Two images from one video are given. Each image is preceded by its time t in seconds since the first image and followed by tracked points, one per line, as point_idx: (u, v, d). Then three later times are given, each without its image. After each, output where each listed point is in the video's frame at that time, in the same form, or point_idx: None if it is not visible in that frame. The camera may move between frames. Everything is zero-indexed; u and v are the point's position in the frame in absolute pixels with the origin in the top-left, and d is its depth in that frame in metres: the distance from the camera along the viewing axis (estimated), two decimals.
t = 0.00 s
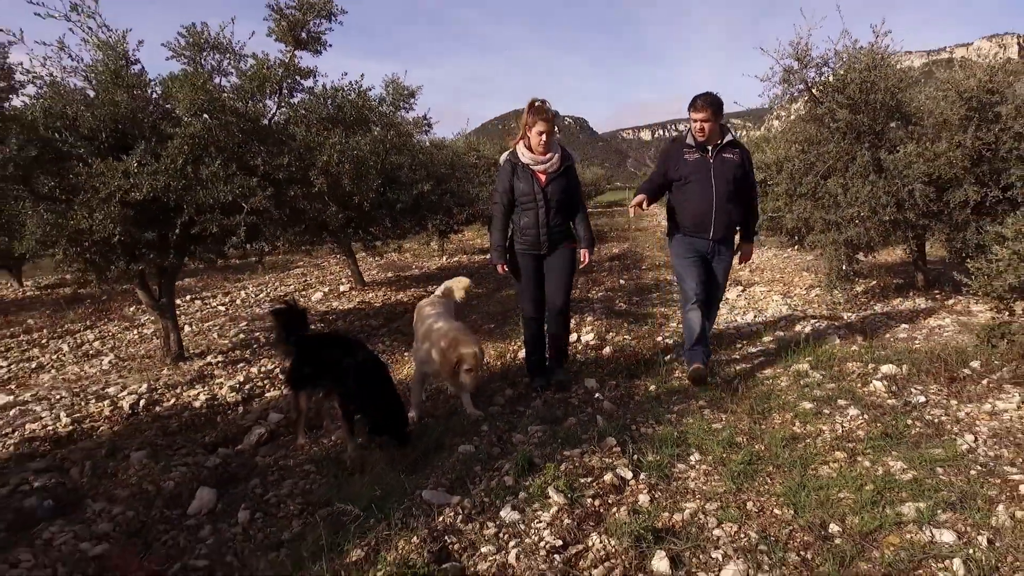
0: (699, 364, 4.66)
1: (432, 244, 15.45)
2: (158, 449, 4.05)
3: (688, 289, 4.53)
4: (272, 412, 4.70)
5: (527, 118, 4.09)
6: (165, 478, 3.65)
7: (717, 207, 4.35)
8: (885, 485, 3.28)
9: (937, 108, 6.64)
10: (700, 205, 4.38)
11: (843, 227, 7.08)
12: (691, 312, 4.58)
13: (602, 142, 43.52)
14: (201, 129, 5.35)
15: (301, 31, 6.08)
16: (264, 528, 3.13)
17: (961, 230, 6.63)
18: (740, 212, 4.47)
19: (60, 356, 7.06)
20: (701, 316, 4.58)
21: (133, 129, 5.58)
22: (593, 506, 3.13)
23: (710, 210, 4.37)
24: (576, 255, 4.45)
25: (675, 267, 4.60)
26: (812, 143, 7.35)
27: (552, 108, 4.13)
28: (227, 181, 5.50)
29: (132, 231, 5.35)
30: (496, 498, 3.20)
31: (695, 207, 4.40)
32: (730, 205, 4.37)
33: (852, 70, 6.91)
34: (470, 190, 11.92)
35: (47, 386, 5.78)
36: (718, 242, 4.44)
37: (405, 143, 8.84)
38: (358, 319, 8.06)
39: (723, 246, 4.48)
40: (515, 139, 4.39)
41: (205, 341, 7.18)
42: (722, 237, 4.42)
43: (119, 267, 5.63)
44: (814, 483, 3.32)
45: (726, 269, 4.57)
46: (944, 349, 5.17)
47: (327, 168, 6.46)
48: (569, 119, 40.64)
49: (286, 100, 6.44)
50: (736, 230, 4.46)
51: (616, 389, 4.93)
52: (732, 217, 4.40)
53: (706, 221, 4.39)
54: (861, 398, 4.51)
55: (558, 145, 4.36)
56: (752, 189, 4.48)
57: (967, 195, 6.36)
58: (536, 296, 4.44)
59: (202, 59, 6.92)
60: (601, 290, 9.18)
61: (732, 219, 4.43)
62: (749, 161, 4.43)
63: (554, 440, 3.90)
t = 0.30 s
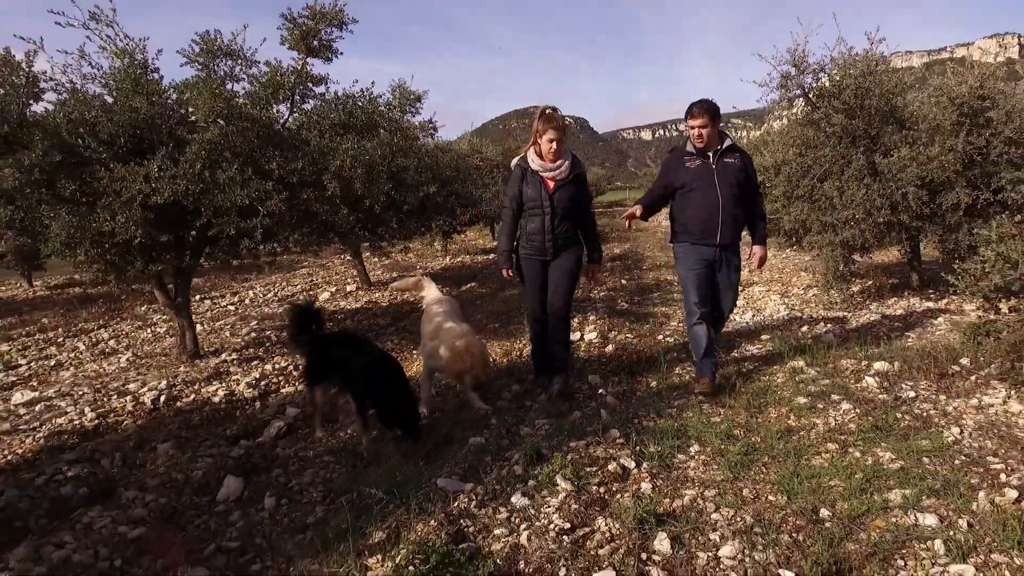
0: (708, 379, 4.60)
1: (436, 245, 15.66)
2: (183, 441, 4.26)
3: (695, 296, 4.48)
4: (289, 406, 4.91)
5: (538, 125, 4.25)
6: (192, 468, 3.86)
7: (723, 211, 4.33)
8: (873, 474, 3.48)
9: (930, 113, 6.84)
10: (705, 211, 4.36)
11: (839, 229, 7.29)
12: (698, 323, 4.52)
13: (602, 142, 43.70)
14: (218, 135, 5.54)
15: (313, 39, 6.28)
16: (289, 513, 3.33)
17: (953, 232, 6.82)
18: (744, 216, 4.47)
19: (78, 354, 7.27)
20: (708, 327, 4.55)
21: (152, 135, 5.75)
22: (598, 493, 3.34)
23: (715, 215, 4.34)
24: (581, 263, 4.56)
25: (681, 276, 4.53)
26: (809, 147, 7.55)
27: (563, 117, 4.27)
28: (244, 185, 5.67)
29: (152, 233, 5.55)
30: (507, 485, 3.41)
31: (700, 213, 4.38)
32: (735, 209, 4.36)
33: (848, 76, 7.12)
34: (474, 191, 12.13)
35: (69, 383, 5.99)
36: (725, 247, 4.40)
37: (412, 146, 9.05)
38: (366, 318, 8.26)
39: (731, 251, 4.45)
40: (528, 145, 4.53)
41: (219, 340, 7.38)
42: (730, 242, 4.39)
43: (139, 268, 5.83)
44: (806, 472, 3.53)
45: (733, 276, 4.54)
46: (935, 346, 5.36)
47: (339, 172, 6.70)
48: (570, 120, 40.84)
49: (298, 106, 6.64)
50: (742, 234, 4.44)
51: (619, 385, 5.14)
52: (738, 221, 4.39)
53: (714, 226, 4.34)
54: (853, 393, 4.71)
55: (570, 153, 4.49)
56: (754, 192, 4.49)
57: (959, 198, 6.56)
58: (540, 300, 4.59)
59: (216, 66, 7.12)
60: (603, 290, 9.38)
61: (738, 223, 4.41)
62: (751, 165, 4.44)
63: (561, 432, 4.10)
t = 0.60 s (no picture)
0: (711, 374, 4.74)
1: (440, 244, 15.85)
2: (208, 432, 4.44)
3: (700, 292, 4.55)
4: (307, 399, 5.08)
5: (556, 123, 4.28)
6: (219, 455, 4.04)
7: (729, 209, 4.39)
8: (869, 460, 3.65)
9: (926, 116, 7.01)
10: (712, 209, 4.41)
11: (838, 228, 7.47)
12: (702, 320, 4.59)
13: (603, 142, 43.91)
14: (235, 137, 5.73)
15: (326, 44, 6.45)
16: (314, 497, 3.51)
17: (949, 231, 6.99)
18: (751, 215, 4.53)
19: (95, 351, 7.45)
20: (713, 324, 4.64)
21: (171, 138, 5.98)
22: (608, 477, 3.52)
23: (722, 213, 4.40)
24: (593, 265, 4.56)
25: (687, 273, 4.61)
26: (809, 148, 7.73)
27: (582, 117, 4.27)
28: (262, 186, 5.88)
29: (172, 232, 5.73)
30: (521, 471, 3.59)
31: (706, 211, 4.43)
32: (741, 208, 4.41)
33: (847, 79, 7.30)
34: (479, 191, 12.31)
35: (90, 378, 6.17)
36: (730, 245, 4.46)
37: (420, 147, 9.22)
38: (375, 315, 8.44)
39: (737, 249, 4.49)
40: (546, 143, 4.57)
41: (233, 336, 7.56)
42: (735, 240, 4.45)
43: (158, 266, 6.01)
44: (805, 458, 3.71)
45: (745, 272, 4.46)
46: (930, 341, 5.54)
47: (353, 173, 6.88)
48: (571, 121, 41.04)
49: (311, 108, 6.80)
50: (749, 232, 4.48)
51: (625, 379, 5.32)
52: (744, 220, 4.44)
53: (719, 224, 4.40)
54: (851, 385, 4.89)
55: (587, 154, 4.48)
56: (761, 191, 4.53)
57: (954, 198, 6.73)
58: (549, 299, 4.65)
59: (230, 68, 7.29)
60: (606, 288, 9.56)
61: (744, 222, 4.47)
62: (758, 164, 4.49)
63: (570, 423, 4.28)
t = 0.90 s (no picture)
0: (712, 371, 4.94)
1: (444, 245, 16.06)
2: (232, 425, 4.64)
3: (703, 295, 4.76)
4: (325, 394, 5.29)
5: (572, 123, 4.38)
6: (245, 447, 4.24)
7: (735, 215, 4.49)
8: (865, 451, 3.85)
9: (923, 120, 7.21)
10: (717, 214, 4.54)
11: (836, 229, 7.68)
12: (707, 321, 4.83)
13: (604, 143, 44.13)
14: (253, 142, 5.93)
15: (340, 51, 6.65)
16: (340, 485, 3.72)
17: (945, 233, 7.18)
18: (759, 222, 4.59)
19: (113, 349, 7.65)
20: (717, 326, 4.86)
21: (190, 143, 6.19)
22: (617, 467, 3.72)
23: (727, 219, 4.52)
24: (604, 265, 4.68)
25: (693, 276, 4.79)
26: (808, 151, 7.94)
27: (596, 116, 4.37)
28: (279, 189, 6.10)
29: (193, 233, 5.93)
30: (535, 461, 3.79)
31: (712, 216, 4.56)
32: (747, 215, 4.49)
33: (845, 85, 7.51)
34: (484, 192, 12.51)
35: (112, 375, 6.37)
36: (733, 251, 4.58)
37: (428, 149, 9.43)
38: (385, 315, 8.64)
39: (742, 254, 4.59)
40: (562, 142, 4.68)
41: (247, 335, 7.76)
42: (740, 246, 4.55)
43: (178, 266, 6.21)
44: (804, 449, 3.91)
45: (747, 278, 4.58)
46: (925, 340, 5.73)
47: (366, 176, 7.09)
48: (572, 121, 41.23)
49: (325, 114, 7.00)
50: (755, 237, 4.56)
51: (631, 375, 5.52)
52: (750, 225, 4.52)
53: (723, 230, 4.52)
54: (849, 381, 5.09)
55: (602, 153, 4.58)
56: (772, 198, 4.58)
57: (950, 200, 6.92)
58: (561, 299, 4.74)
59: (244, 74, 7.47)
60: (611, 288, 9.76)
61: (751, 228, 4.54)
62: (769, 170, 4.53)
63: (580, 416, 4.48)
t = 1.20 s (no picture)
0: (713, 369, 5.10)
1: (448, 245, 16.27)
2: (254, 420, 4.83)
3: (712, 304, 4.60)
4: (341, 390, 5.48)
5: (583, 127, 4.28)
6: (268, 439, 4.43)
7: (749, 223, 4.29)
8: (860, 443, 4.04)
9: (918, 124, 7.41)
10: (731, 222, 4.35)
11: (834, 231, 7.88)
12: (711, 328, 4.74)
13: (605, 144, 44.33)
14: (269, 147, 6.13)
15: (352, 57, 6.84)
16: (360, 475, 3.91)
17: (941, 234, 7.38)
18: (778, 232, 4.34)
19: (129, 347, 7.84)
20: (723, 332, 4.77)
21: (208, 146, 6.37)
22: (624, 458, 3.92)
23: (740, 226, 4.32)
24: (615, 268, 4.60)
25: (704, 284, 4.64)
26: (807, 154, 8.15)
27: (607, 122, 4.26)
28: (294, 192, 6.31)
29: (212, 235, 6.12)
30: (546, 452, 3.99)
31: (726, 223, 4.38)
32: (762, 223, 4.26)
33: (842, 90, 7.72)
34: (488, 194, 12.72)
35: (131, 372, 6.57)
36: (747, 260, 4.35)
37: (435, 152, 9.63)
38: (393, 314, 8.84)
39: (758, 265, 4.34)
40: (569, 147, 4.55)
41: (260, 333, 7.96)
42: (755, 255, 4.32)
43: (195, 267, 6.40)
44: (802, 441, 4.10)
45: (762, 289, 4.35)
46: (920, 338, 5.93)
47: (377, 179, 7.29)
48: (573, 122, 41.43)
49: (338, 118, 7.23)
50: (772, 247, 4.30)
51: (635, 372, 5.72)
52: (767, 234, 4.27)
53: (736, 239, 4.33)
54: (846, 378, 5.29)
55: (612, 157, 4.49)
56: (793, 207, 4.30)
57: (945, 202, 7.11)
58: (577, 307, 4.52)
59: (257, 79, 7.64)
60: (613, 288, 9.96)
61: (767, 238, 4.29)
62: (790, 178, 4.26)
63: (587, 411, 4.66)
